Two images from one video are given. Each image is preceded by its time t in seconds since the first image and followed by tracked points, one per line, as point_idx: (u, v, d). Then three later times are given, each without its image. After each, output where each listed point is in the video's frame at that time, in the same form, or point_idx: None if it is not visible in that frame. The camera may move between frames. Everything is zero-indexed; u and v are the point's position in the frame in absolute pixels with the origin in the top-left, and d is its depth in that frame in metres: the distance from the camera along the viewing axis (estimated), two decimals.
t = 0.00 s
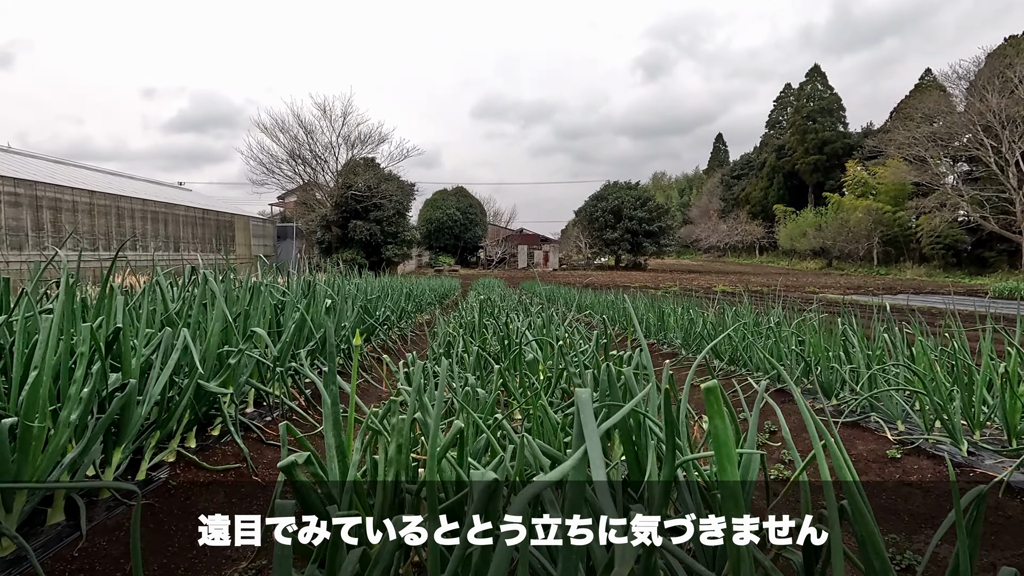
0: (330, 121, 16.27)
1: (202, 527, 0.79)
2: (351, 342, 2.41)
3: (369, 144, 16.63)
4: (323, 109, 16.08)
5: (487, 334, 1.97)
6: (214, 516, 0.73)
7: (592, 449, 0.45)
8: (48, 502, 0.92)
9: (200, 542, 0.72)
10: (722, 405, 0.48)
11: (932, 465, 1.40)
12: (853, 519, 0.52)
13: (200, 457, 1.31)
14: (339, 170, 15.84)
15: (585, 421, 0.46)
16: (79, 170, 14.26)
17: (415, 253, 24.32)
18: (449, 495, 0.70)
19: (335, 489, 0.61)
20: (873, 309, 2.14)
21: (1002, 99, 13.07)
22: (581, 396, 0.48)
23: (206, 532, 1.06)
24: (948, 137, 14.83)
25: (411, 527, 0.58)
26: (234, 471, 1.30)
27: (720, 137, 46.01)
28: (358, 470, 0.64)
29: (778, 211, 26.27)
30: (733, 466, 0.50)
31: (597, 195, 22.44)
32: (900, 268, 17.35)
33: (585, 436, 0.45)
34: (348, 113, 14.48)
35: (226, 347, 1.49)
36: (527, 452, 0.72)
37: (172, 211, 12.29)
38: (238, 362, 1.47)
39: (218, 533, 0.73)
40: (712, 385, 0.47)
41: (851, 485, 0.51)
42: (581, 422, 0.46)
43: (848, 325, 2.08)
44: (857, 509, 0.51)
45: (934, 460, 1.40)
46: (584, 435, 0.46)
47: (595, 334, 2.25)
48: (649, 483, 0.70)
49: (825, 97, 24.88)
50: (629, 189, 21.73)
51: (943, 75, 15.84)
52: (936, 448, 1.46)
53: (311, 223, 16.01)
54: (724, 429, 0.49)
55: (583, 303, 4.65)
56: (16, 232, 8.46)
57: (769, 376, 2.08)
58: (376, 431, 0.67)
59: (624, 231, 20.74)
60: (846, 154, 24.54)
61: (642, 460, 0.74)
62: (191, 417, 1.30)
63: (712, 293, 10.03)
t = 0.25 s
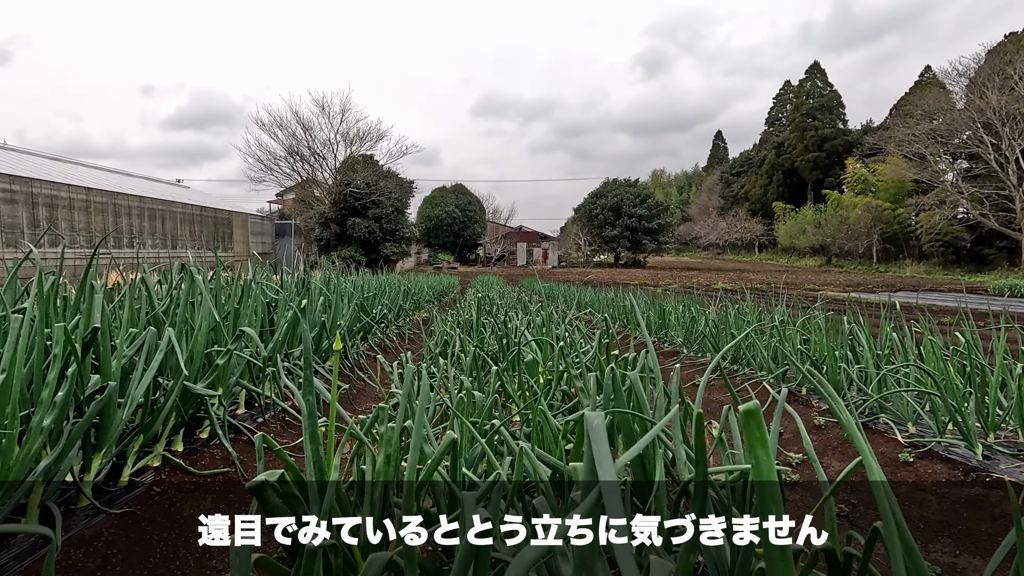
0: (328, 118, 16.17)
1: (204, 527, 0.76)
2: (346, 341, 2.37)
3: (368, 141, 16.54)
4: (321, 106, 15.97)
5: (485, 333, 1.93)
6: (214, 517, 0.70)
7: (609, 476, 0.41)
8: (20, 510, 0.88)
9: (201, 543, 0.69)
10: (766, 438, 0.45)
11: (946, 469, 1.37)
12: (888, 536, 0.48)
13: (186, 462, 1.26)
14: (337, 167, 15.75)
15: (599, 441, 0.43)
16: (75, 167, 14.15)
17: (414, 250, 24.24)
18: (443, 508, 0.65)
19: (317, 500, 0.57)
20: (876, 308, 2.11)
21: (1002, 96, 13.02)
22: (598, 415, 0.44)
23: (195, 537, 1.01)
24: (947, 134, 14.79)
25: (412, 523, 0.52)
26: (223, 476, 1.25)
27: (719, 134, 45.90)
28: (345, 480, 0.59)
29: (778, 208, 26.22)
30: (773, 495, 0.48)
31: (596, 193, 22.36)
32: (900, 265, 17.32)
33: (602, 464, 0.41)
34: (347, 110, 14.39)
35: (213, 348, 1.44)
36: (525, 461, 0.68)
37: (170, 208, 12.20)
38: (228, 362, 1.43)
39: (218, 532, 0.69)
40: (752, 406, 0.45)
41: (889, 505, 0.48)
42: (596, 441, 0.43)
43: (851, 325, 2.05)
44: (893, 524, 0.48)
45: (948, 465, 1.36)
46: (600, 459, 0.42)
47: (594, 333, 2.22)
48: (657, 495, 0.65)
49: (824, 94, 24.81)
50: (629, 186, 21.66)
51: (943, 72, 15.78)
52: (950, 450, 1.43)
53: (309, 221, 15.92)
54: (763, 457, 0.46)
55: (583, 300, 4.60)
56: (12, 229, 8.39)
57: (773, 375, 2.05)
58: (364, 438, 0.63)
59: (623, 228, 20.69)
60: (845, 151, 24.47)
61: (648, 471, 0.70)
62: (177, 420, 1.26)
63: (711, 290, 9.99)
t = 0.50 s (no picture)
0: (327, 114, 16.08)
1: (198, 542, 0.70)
2: (341, 340, 2.33)
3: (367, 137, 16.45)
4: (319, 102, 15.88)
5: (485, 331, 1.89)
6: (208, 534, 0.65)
7: (651, 545, 0.26)
8: None
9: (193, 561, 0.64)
10: (848, 476, 0.33)
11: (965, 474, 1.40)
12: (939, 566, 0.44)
13: (175, 466, 1.21)
14: (336, 164, 15.66)
15: (630, 481, 0.29)
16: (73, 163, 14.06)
17: (414, 248, 24.16)
18: (439, 525, 0.61)
19: (299, 521, 0.52)
20: (884, 306, 2.07)
21: (1002, 92, 12.99)
22: (627, 447, 0.29)
23: (177, 546, 0.97)
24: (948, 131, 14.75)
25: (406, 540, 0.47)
26: (212, 480, 1.20)
27: (718, 131, 45.82)
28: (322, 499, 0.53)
29: (778, 206, 26.14)
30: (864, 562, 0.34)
31: (596, 190, 22.30)
32: (900, 263, 17.28)
33: (639, 519, 0.27)
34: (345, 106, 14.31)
35: (201, 346, 1.39)
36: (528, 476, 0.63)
37: (168, 205, 12.10)
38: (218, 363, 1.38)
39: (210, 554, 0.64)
40: (827, 438, 0.33)
41: (967, 547, 0.40)
42: (623, 484, 0.29)
43: (860, 322, 2.01)
44: (959, 561, 0.42)
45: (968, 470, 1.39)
46: (632, 512, 0.28)
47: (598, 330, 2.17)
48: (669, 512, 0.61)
49: (824, 91, 24.75)
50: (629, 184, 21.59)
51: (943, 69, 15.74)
52: (966, 454, 1.47)
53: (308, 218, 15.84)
54: (850, 503, 0.34)
55: (585, 298, 4.55)
56: (9, 226, 8.33)
57: (779, 374, 2.01)
58: (352, 450, 0.59)
59: (623, 226, 20.64)
60: (845, 148, 24.42)
61: (659, 484, 0.65)
62: (164, 423, 1.22)
63: (711, 288, 9.97)
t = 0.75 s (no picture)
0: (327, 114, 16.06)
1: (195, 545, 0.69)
2: (341, 342, 2.34)
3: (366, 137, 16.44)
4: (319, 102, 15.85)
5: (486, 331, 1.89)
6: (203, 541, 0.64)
7: (661, 559, 0.27)
8: None
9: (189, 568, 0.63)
10: (867, 488, 0.33)
11: (968, 475, 1.40)
12: (949, 571, 0.43)
13: (174, 468, 1.20)
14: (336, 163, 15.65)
15: (643, 495, 0.29)
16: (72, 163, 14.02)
17: (414, 247, 24.14)
18: (439, 528, 0.60)
19: (299, 526, 0.52)
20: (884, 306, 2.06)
21: (1003, 92, 12.98)
22: (637, 457, 0.29)
23: (178, 548, 0.96)
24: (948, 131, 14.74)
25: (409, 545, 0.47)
26: (210, 482, 1.20)
27: (718, 131, 45.79)
28: (323, 503, 0.52)
29: (778, 205, 26.13)
30: (881, 572, 0.34)
31: (596, 190, 22.28)
32: (900, 262, 17.27)
33: (647, 531, 0.28)
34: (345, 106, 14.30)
35: (200, 347, 1.38)
36: (529, 479, 0.62)
37: (167, 205, 12.07)
38: (217, 363, 1.37)
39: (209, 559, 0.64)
40: (847, 448, 0.32)
41: (978, 556, 0.40)
42: (637, 497, 0.29)
43: (861, 323, 2.01)
44: (967, 566, 0.42)
45: (971, 471, 1.38)
46: (643, 525, 0.29)
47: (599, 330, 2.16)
48: (672, 514, 0.61)
49: (824, 90, 24.73)
50: (629, 183, 21.57)
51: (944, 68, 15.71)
52: (969, 455, 1.47)
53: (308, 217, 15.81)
54: (869, 517, 0.33)
55: (585, 298, 4.54)
56: (8, 225, 8.30)
57: (780, 375, 2.00)
58: (350, 452, 0.58)
59: (623, 225, 20.62)
60: (845, 148, 24.40)
61: (662, 486, 0.64)
62: (164, 424, 1.21)
63: (711, 287, 9.96)
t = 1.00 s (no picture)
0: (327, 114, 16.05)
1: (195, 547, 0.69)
2: (341, 342, 2.34)
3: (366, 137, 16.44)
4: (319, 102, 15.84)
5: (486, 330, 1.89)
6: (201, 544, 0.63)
7: (662, 562, 0.27)
8: None
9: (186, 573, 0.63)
10: (866, 488, 0.33)
11: (968, 475, 1.40)
12: (949, 572, 0.43)
13: (173, 468, 1.20)
14: (336, 163, 15.64)
15: (643, 496, 0.29)
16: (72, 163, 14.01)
17: (414, 247, 24.13)
18: (439, 529, 0.60)
19: (298, 526, 0.52)
20: (885, 306, 2.06)
21: (1003, 92, 12.98)
22: (638, 459, 0.29)
23: (177, 549, 0.96)
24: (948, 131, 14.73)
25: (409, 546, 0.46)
26: (211, 481, 1.20)
27: (718, 131, 45.79)
28: (322, 504, 0.52)
29: (778, 206, 26.12)
30: (881, 574, 0.34)
31: (596, 189, 22.27)
32: (900, 262, 17.25)
33: (647, 534, 0.28)
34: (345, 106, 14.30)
35: (200, 347, 1.37)
36: (530, 480, 0.62)
37: (167, 205, 12.04)
38: (217, 363, 1.37)
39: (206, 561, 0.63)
40: (847, 447, 0.32)
41: (980, 557, 0.39)
42: (636, 498, 0.29)
43: (861, 322, 2.01)
44: (966, 565, 0.42)
45: (971, 471, 1.38)
46: (643, 526, 0.29)
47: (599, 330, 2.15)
48: (673, 514, 0.61)
49: (824, 90, 24.72)
50: (629, 183, 21.57)
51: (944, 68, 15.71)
52: (969, 455, 1.47)
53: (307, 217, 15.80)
54: (870, 517, 0.33)
55: (585, 298, 4.53)
56: (8, 225, 8.30)
57: (780, 375, 2.00)
58: (351, 453, 0.58)
59: (623, 225, 20.62)
60: (845, 148, 24.40)
61: (660, 487, 0.64)
62: (164, 425, 1.21)
63: (711, 287, 9.95)
